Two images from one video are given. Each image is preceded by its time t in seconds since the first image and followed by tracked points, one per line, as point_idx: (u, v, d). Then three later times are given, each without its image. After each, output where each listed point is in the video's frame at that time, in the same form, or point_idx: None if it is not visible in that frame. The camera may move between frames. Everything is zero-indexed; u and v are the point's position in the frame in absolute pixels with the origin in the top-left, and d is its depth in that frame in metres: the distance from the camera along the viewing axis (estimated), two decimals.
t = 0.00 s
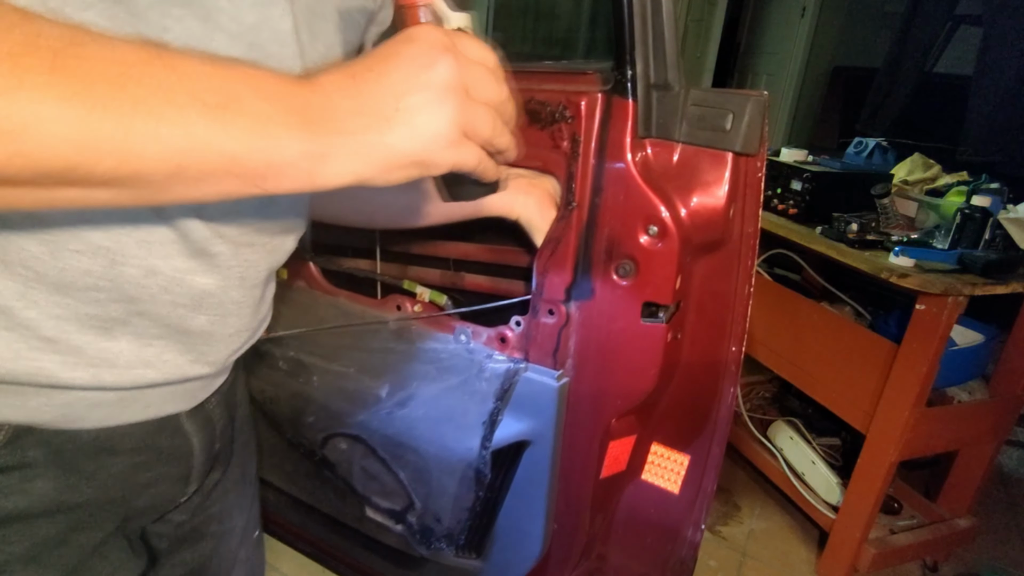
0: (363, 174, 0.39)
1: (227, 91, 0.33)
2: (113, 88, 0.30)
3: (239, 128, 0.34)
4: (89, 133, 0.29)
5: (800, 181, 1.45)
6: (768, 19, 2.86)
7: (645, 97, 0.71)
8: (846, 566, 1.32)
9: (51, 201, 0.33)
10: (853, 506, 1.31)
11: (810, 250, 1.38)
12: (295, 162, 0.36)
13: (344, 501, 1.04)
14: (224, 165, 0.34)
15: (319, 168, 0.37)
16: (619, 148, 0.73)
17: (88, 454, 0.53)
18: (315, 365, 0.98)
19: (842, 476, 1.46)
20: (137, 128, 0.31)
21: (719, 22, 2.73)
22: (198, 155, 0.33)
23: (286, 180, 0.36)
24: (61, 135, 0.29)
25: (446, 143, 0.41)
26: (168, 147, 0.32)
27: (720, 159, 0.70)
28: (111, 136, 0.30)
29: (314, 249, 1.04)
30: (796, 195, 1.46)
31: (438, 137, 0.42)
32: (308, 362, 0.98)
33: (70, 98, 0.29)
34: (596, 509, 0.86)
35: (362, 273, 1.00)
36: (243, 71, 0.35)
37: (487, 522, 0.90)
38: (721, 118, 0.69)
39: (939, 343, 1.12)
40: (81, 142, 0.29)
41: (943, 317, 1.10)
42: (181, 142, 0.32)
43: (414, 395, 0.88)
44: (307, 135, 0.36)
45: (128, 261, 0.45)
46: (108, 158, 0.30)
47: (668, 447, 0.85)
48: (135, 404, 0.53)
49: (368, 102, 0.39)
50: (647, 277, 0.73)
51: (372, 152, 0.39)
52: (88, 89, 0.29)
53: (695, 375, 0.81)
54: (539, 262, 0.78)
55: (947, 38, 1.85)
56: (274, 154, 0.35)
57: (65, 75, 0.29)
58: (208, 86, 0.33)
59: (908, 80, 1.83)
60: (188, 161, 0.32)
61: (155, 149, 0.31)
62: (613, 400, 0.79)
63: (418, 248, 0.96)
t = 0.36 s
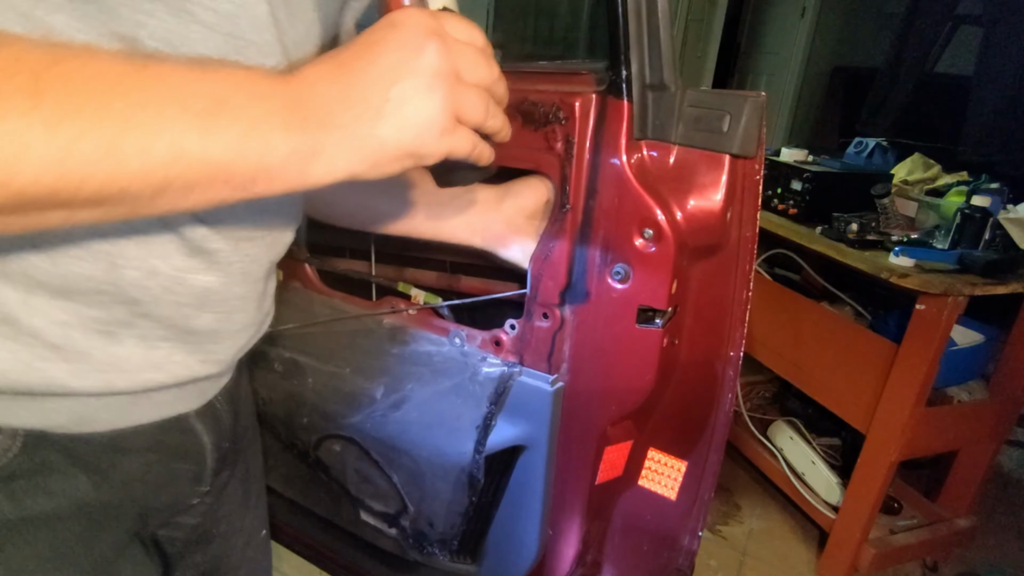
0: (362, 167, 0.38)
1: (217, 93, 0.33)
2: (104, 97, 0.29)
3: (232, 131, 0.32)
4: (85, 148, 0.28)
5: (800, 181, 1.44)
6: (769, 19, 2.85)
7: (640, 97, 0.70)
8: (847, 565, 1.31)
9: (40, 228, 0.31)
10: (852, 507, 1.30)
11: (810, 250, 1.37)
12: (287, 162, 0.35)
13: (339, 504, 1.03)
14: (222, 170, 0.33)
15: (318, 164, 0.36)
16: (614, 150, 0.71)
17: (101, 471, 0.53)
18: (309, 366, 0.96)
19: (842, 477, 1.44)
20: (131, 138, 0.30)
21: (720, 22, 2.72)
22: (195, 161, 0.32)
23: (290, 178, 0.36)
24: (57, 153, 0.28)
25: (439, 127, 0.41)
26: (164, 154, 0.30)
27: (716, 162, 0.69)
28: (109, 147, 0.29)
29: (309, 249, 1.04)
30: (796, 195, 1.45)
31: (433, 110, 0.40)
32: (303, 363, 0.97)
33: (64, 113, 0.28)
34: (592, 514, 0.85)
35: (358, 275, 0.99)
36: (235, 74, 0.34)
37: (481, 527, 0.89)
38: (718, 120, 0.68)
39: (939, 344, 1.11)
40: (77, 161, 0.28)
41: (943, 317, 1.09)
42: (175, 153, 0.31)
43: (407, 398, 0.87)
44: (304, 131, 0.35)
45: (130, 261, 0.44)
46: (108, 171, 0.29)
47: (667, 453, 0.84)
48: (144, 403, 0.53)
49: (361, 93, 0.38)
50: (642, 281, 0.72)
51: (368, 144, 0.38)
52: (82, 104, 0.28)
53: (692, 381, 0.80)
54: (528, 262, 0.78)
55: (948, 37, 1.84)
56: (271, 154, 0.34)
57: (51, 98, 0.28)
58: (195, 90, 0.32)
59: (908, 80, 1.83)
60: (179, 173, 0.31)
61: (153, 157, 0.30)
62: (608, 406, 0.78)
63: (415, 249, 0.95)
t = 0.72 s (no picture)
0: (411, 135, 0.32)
1: (251, 76, 0.26)
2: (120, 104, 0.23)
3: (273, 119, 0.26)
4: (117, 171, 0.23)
5: (800, 181, 1.44)
6: (768, 18, 2.85)
7: (640, 97, 0.70)
8: (846, 566, 1.31)
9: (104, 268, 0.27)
10: (852, 507, 1.30)
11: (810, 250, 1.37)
12: (343, 145, 0.28)
13: (339, 503, 1.03)
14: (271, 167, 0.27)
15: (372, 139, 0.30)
16: (613, 150, 0.71)
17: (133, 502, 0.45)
18: (308, 366, 0.96)
19: (842, 477, 1.44)
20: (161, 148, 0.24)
21: (719, 21, 2.71)
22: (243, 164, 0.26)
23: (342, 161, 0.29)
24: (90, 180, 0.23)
25: (487, 86, 0.34)
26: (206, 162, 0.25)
27: (716, 163, 0.69)
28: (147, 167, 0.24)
29: (309, 250, 1.03)
30: (796, 196, 1.44)
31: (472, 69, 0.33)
32: (302, 363, 0.96)
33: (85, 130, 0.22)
34: (590, 515, 0.85)
35: (357, 276, 0.99)
36: (262, 50, 0.27)
37: (480, 527, 0.89)
38: (718, 121, 0.68)
39: (939, 344, 1.11)
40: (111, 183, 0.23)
41: (943, 317, 1.09)
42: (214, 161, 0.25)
43: (407, 398, 0.87)
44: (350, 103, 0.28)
45: (179, 265, 0.37)
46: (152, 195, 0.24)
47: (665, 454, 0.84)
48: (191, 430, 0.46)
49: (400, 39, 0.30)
50: (641, 282, 0.72)
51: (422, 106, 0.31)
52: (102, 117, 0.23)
53: (691, 382, 0.80)
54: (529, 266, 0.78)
55: (947, 37, 1.84)
56: (323, 142, 0.28)
57: (82, 116, 0.22)
58: (232, 77, 0.25)
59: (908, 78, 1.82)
60: (235, 183, 0.26)
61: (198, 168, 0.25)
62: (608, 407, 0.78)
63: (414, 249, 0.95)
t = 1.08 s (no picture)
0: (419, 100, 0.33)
1: (310, 80, 0.27)
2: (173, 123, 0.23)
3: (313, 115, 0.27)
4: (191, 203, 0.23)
5: (800, 181, 1.44)
6: (768, 18, 2.85)
7: (641, 98, 0.70)
8: (847, 566, 1.31)
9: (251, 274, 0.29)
10: (852, 507, 1.30)
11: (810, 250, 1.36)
12: (417, 83, 0.32)
13: (339, 504, 1.03)
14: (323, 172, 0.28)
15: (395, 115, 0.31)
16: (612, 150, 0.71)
17: (147, 522, 0.44)
18: (308, 366, 0.96)
19: (842, 476, 1.45)
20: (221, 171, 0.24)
21: (719, 21, 2.71)
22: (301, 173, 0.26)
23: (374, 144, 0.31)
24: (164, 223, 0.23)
25: (464, 47, 0.36)
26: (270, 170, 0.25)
27: (716, 163, 0.69)
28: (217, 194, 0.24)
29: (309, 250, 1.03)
30: (796, 196, 1.44)
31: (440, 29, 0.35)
32: (302, 363, 0.96)
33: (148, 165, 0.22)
34: (590, 516, 0.86)
35: (358, 275, 0.98)
36: (280, 45, 0.27)
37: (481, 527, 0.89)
38: (718, 121, 0.68)
39: (939, 344, 1.11)
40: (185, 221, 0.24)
41: (943, 317, 1.09)
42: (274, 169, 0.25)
43: (407, 398, 0.87)
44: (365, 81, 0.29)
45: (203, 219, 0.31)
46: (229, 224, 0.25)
47: (666, 454, 0.84)
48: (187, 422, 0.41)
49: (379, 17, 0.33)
50: (641, 282, 0.72)
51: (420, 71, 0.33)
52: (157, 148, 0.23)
53: (691, 381, 0.80)
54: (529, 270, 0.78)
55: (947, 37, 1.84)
56: (390, 103, 0.30)
57: (212, 161, 0.24)
58: (296, 85, 0.26)
59: (909, 79, 1.82)
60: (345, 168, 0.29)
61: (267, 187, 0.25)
62: (609, 407, 0.78)
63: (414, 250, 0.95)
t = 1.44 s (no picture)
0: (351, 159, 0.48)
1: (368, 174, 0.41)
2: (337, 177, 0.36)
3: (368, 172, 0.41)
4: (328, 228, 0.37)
5: (800, 181, 1.44)
6: (768, 18, 2.85)
7: (640, 98, 0.70)
8: (846, 566, 1.31)
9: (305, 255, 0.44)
10: (852, 507, 1.30)
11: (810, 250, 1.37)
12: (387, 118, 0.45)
13: (338, 504, 1.02)
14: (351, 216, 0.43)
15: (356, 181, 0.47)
16: (613, 150, 0.72)
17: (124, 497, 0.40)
18: (309, 367, 0.96)
19: (842, 476, 1.45)
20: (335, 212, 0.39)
21: (719, 21, 2.71)
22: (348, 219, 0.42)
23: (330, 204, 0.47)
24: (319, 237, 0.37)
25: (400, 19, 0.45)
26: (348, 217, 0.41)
27: (716, 163, 0.69)
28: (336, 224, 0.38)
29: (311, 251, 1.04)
30: (796, 195, 1.44)
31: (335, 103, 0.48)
32: (302, 363, 0.96)
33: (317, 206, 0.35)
34: (590, 515, 0.86)
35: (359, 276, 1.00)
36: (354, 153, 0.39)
37: (481, 527, 0.89)
38: (718, 121, 0.68)
39: (939, 344, 1.11)
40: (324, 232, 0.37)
41: (943, 316, 1.09)
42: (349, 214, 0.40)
43: (407, 397, 0.87)
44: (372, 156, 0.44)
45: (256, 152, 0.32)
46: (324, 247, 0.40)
47: (666, 454, 0.84)
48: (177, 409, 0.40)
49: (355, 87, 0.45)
50: (641, 282, 0.73)
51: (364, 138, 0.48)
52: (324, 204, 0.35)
53: (691, 381, 0.80)
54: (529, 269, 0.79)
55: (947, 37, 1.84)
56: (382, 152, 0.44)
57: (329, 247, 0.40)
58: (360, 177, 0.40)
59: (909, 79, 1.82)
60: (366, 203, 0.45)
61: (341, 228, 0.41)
62: (609, 406, 0.78)
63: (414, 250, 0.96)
